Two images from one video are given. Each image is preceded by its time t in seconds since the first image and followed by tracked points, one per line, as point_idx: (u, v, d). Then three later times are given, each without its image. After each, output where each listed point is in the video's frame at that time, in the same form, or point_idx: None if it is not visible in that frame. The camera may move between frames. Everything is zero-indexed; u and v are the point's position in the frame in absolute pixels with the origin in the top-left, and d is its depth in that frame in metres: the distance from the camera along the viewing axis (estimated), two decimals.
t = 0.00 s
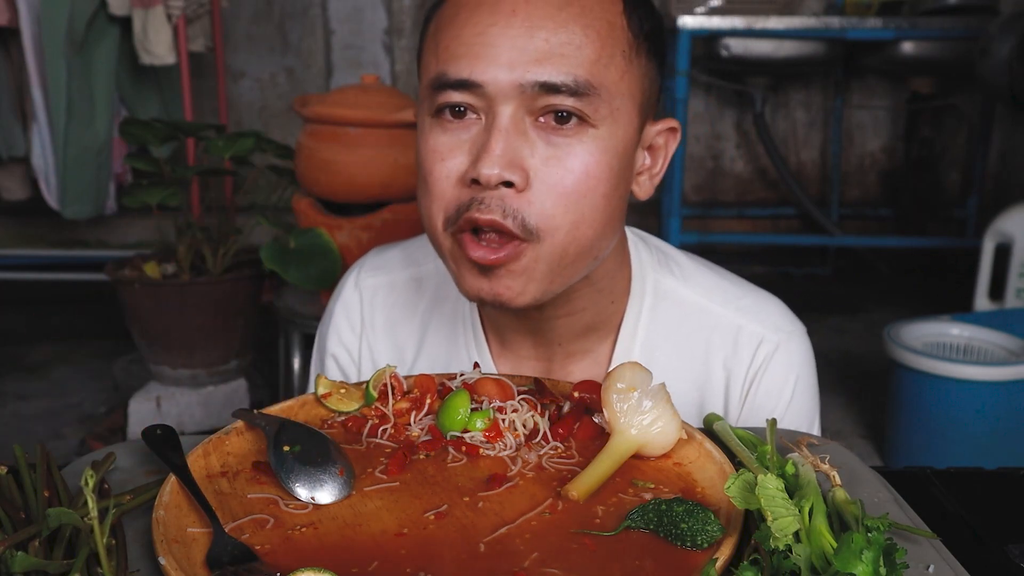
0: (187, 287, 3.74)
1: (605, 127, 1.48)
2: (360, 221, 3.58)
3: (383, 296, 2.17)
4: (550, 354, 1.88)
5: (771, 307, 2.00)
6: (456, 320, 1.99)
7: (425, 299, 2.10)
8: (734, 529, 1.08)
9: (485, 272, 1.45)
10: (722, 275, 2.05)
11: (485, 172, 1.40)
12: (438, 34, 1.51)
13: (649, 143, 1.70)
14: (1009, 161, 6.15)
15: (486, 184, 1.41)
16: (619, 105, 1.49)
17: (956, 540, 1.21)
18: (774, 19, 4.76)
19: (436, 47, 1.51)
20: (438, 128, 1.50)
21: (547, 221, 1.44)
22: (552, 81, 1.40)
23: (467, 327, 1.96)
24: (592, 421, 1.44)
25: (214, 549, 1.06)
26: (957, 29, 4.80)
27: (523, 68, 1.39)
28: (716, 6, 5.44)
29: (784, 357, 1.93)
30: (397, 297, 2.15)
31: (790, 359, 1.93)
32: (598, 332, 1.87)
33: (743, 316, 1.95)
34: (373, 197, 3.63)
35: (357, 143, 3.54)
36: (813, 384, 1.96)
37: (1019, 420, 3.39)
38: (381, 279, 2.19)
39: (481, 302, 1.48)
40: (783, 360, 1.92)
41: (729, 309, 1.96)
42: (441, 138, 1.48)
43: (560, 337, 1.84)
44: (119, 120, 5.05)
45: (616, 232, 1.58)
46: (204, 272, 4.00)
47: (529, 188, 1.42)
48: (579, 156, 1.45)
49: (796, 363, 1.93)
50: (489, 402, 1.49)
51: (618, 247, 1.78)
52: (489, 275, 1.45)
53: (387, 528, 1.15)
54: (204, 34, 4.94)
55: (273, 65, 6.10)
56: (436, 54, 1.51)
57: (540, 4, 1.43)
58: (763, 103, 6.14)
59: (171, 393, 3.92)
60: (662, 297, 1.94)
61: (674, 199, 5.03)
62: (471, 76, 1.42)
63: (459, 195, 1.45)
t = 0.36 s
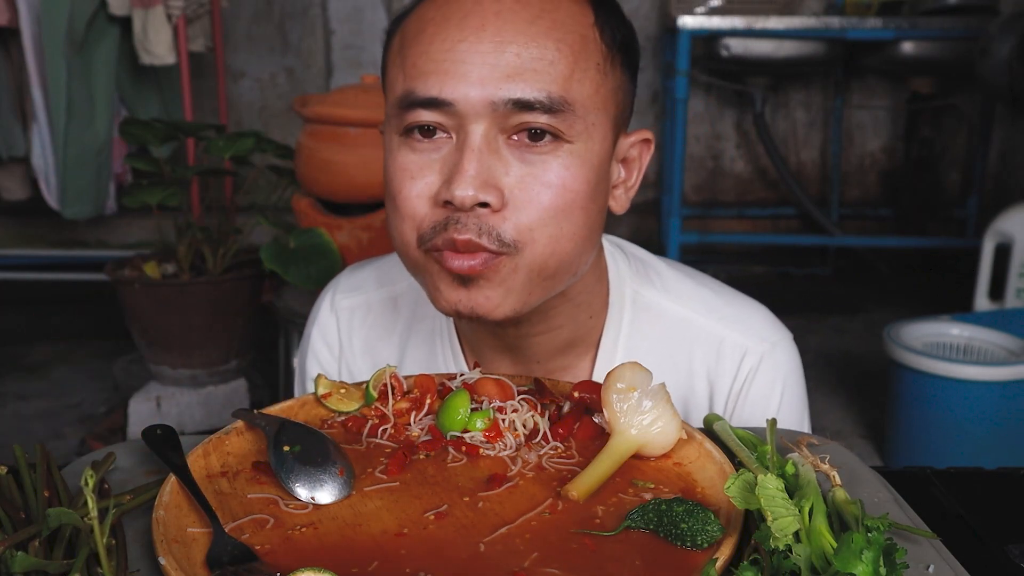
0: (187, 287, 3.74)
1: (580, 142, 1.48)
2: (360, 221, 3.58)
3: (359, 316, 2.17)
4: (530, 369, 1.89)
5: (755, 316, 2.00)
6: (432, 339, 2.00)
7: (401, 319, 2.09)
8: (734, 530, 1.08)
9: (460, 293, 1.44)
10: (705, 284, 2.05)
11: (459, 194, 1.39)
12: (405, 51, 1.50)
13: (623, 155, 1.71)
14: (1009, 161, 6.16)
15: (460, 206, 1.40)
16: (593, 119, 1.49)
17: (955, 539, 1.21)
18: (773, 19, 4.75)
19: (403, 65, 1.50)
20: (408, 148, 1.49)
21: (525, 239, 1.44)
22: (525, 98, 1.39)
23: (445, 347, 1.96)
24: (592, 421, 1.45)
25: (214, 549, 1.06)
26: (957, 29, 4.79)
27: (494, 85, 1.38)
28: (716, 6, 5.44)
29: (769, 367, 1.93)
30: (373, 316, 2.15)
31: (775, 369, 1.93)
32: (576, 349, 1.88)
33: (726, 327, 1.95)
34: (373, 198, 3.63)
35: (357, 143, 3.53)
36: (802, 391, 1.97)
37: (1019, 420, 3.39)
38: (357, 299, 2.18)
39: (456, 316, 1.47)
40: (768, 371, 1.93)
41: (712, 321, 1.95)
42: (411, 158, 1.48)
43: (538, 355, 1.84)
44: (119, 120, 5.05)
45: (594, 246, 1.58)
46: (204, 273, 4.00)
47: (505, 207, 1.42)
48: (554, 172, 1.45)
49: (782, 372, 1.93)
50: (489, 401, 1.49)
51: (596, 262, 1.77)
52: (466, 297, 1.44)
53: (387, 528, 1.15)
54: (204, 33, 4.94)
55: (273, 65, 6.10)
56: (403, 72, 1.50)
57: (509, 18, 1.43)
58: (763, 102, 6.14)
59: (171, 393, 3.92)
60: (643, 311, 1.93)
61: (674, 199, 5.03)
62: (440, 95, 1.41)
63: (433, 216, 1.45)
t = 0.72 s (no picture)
0: (187, 287, 3.74)
1: (579, 146, 1.48)
2: (361, 221, 3.58)
3: (355, 319, 2.17)
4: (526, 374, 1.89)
5: (751, 318, 2.00)
6: (428, 341, 2.00)
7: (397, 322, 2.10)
8: (734, 529, 1.08)
9: (461, 297, 1.44)
10: (702, 285, 2.05)
11: (459, 198, 1.39)
12: (401, 54, 1.50)
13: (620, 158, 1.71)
14: (1009, 161, 6.16)
15: (460, 210, 1.40)
16: (593, 122, 1.49)
17: (955, 539, 1.21)
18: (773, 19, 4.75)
19: (400, 68, 1.49)
20: (405, 152, 1.49)
21: (526, 243, 1.44)
22: (525, 101, 1.39)
23: (442, 350, 1.96)
24: (591, 421, 1.45)
25: (215, 549, 1.06)
26: (957, 29, 4.79)
27: (493, 89, 1.38)
28: (715, 6, 5.44)
29: (766, 369, 1.93)
30: (369, 319, 2.15)
31: (772, 371, 1.93)
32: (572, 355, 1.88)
33: (723, 329, 1.95)
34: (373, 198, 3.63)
35: (357, 143, 3.53)
36: (800, 392, 1.97)
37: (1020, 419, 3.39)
38: (352, 302, 2.18)
39: (458, 318, 1.47)
40: (765, 373, 1.93)
41: (709, 323, 1.96)
42: (409, 162, 1.48)
43: (534, 361, 1.84)
44: (119, 120, 5.05)
45: (592, 250, 1.59)
46: (204, 272, 4.00)
47: (505, 211, 1.42)
48: (553, 175, 1.45)
49: (779, 374, 1.93)
50: (489, 402, 1.49)
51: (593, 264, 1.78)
52: (465, 300, 1.44)
53: (387, 528, 1.15)
54: (204, 33, 4.94)
55: (273, 65, 6.10)
56: (400, 76, 1.49)
57: (507, 21, 1.43)
58: (763, 102, 6.14)
59: (171, 393, 3.92)
60: (639, 312, 1.94)
61: (674, 198, 5.03)
62: (439, 99, 1.41)
63: (431, 220, 1.45)
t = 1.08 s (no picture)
0: (187, 287, 3.75)
1: (580, 155, 1.48)
2: (360, 221, 3.57)
3: (357, 313, 2.17)
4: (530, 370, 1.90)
5: (755, 317, 2.00)
6: (432, 339, 2.00)
7: (401, 318, 2.10)
8: (734, 530, 1.08)
9: (465, 307, 1.46)
10: (705, 284, 2.05)
11: (461, 212, 1.39)
12: (401, 64, 1.50)
13: (623, 159, 1.71)
14: (1009, 160, 6.16)
15: (463, 224, 1.41)
16: (593, 131, 1.49)
17: (955, 539, 1.21)
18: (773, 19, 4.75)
19: (400, 79, 1.49)
20: (406, 163, 1.49)
21: (529, 253, 1.45)
22: (525, 114, 1.39)
23: (446, 348, 1.96)
24: (591, 422, 1.45)
25: (214, 548, 1.06)
26: (957, 30, 4.79)
27: (493, 102, 1.38)
28: (715, 6, 5.45)
29: (770, 368, 1.93)
30: (372, 314, 2.15)
31: (775, 370, 1.93)
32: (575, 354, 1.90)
33: (726, 327, 1.95)
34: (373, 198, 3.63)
35: (357, 143, 3.53)
36: (803, 391, 1.96)
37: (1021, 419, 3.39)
38: (356, 297, 2.18)
39: (460, 328, 1.49)
40: (768, 372, 1.93)
41: (713, 321, 1.95)
42: (411, 173, 1.48)
43: (540, 358, 1.86)
44: (119, 120, 5.05)
45: (595, 255, 1.59)
46: (204, 272, 4.00)
47: (508, 222, 1.43)
48: (555, 186, 1.45)
49: (782, 374, 1.93)
50: (489, 402, 1.49)
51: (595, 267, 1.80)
52: (471, 309, 1.46)
53: (387, 528, 1.15)
54: (204, 33, 4.94)
55: (273, 65, 6.10)
56: (400, 86, 1.49)
57: (506, 31, 1.42)
58: (763, 102, 6.14)
59: (171, 393, 3.92)
60: (643, 309, 1.94)
61: (674, 198, 5.03)
62: (440, 111, 1.41)
63: (434, 232, 1.46)
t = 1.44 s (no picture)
0: (187, 287, 3.74)
1: (602, 140, 1.48)
2: (360, 221, 3.56)
3: (371, 305, 2.17)
4: (545, 367, 1.88)
5: (769, 314, 2.00)
6: (446, 333, 2.00)
7: (415, 311, 2.10)
8: (734, 529, 1.08)
9: (486, 291, 1.46)
10: (719, 281, 2.05)
11: (484, 195, 1.40)
12: (423, 51, 1.50)
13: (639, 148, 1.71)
14: (1009, 161, 6.16)
15: (486, 206, 1.41)
16: (614, 117, 1.49)
17: (955, 540, 1.21)
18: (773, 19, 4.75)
19: (422, 66, 1.49)
20: (428, 148, 1.49)
21: (551, 237, 1.46)
22: (548, 98, 1.39)
23: (460, 341, 1.95)
24: (591, 421, 1.45)
25: (214, 549, 1.06)
26: (958, 30, 4.79)
27: (517, 86, 1.38)
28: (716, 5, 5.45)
29: (782, 364, 1.92)
30: (385, 306, 2.15)
31: (787, 367, 1.92)
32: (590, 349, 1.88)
33: (738, 323, 1.95)
34: (373, 198, 3.62)
35: (357, 143, 3.53)
36: (815, 389, 1.95)
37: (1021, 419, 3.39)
38: (369, 288, 2.18)
39: (480, 317, 1.50)
40: (780, 368, 1.92)
41: (726, 317, 1.95)
42: (433, 157, 1.48)
43: (557, 352, 1.84)
44: (119, 120, 5.05)
45: (613, 243, 1.59)
46: (204, 272, 4.00)
47: (530, 206, 1.43)
48: (577, 170, 1.45)
49: (794, 371, 1.92)
50: (489, 402, 1.49)
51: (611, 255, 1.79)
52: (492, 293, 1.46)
53: (387, 528, 1.15)
54: (204, 33, 4.94)
55: (273, 65, 6.10)
56: (423, 73, 1.49)
57: (529, 18, 1.42)
58: (763, 102, 6.13)
59: (171, 393, 3.92)
60: (655, 304, 1.94)
61: (675, 198, 5.03)
62: (463, 96, 1.41)
63: (456, 215, 1.46)
